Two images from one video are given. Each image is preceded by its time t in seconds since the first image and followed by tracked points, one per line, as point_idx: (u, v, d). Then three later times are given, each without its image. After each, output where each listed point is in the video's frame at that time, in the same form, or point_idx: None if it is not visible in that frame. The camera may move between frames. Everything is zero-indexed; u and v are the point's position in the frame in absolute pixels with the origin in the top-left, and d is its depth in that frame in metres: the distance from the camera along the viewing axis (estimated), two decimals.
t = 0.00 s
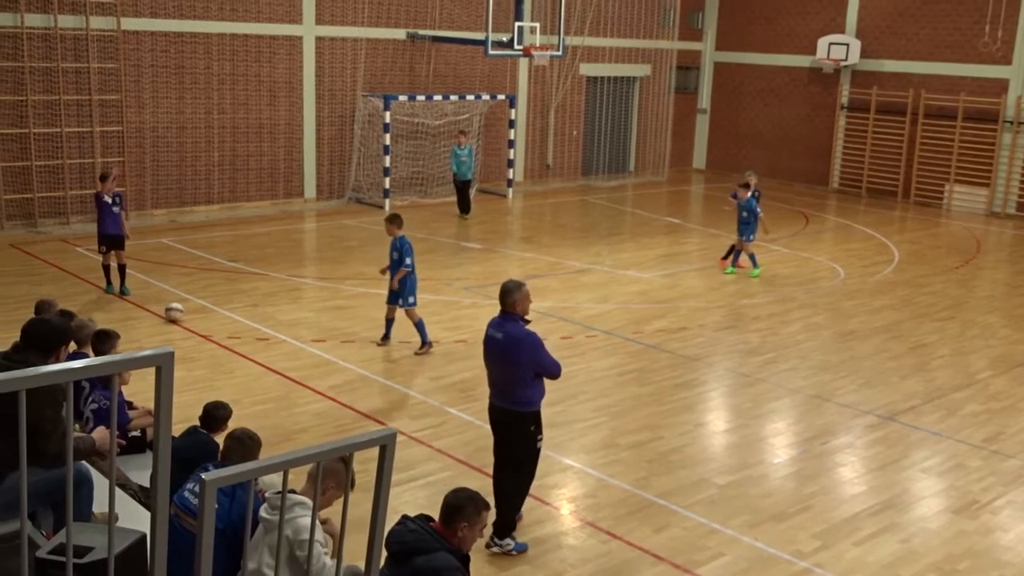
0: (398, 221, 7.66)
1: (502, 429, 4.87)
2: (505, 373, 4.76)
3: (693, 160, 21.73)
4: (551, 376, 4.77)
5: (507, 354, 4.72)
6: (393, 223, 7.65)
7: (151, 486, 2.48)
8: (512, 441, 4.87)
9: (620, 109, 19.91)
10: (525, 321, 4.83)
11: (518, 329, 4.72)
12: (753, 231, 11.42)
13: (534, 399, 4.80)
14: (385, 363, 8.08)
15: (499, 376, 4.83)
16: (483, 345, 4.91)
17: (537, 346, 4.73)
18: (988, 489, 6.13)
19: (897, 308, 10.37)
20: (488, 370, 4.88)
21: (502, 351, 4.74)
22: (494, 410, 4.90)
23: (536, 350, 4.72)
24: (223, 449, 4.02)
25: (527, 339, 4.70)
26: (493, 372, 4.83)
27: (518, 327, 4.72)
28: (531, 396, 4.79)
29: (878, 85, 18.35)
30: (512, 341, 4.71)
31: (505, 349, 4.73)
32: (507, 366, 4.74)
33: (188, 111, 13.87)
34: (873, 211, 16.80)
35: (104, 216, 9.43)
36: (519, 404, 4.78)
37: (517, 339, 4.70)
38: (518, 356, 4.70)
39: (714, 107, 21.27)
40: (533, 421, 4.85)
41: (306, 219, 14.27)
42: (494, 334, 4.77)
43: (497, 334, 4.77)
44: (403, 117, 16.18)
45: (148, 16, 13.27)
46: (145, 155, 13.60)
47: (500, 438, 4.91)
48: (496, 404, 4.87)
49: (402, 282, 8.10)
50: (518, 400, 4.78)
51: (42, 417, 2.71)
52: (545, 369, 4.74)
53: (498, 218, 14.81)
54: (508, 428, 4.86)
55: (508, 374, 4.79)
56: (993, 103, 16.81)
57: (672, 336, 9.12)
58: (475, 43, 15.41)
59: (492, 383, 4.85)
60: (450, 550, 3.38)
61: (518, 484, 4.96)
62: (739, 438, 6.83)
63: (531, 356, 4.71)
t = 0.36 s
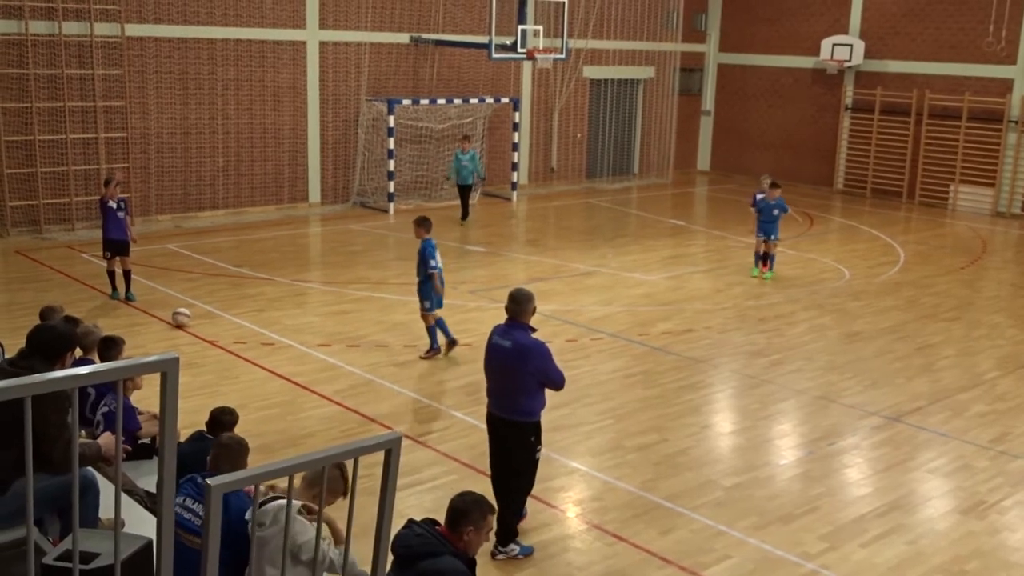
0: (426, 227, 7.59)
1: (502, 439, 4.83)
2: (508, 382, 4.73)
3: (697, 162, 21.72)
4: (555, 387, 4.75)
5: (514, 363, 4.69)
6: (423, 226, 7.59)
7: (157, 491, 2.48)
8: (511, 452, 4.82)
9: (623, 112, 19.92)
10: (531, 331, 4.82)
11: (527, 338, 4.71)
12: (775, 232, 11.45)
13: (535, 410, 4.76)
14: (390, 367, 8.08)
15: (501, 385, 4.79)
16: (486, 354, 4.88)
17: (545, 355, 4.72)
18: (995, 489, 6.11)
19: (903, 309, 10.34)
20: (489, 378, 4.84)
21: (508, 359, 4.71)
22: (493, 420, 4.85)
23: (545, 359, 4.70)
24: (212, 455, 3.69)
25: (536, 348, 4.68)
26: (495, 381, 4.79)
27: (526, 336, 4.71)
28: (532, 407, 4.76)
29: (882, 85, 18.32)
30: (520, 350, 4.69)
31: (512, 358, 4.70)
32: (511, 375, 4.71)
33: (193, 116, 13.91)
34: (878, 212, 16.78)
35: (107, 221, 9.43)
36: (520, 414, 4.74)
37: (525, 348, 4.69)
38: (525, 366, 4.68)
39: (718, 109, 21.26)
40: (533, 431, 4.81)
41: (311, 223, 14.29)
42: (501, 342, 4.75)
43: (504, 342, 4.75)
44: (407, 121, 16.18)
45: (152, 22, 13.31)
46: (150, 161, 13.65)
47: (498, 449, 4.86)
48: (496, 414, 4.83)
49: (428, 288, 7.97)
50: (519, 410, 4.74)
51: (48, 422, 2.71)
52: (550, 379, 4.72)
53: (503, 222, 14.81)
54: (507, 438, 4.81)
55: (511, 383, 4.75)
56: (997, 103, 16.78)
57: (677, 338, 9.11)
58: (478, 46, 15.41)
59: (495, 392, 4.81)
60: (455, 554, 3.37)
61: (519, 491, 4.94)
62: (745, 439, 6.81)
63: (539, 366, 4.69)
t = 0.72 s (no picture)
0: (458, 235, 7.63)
1: (501, 443, 4.79)
2: (508, 385, 4.70)
3: (699, 164, 21.72)
4: (554, 389, 4.76)
5: (516, 366, 4.67)
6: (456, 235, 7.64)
7: (161, 495, 2.49)
8: (510, 456, 4.79)
9: (625, 114, 19.92)
10: (526, 335, 4.82)
11: (526, 341, 4.70)
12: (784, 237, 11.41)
13: (534, 413, 4.74)
14: (393, 371, 8.08)
15: (498, 391, 4.74)
16: (482, 360, 4.83)
17: (545, 357, 4.73)
18: (1000, 490, 6.10)
19: (907, 310, 10.33)
20: (486, 383, 4.79)
21: (508, 363, 4.68)
22: (490, 425, 4.81)
23: (545, 362, 4.71)
24: (202, 461, 3.62)
25: (537, 351, 4.68)
26: (493, 385, 4.75)
27: (526, 338, 4.70)
28: (530, 410, 4.73)
29: (884, 86, 18.31)
30: (520, 353, 4.67)
31: (512, 361, 4.68)
32: (511, 378, 4.68)
33: (195, 122, 13.92)
34: (880, 212, 16.75)
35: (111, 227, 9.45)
36: (521, 418, 4.71)
37: (526, 350, 4.67)
38: (527, 369, 4.67)
39: (720, 111, 21.26)
40: (533, 435, 4.79)
41: (313, 228, 14.30)
42: (500, 347, 4.72)
43: (503, 346, 4.71)
44: (409, 125, 16.20)
45: (154, 28, 13.34)
46: (152, 167, 13.66)
47: (498, 454, 4.82)
48: (494, 419, 4.78)
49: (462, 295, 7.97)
50: (519, 413, 4.71)
51: (54, 430, 2.72)
52: (550, 382, 4.73)
53: (505, 225, 14.81)
54: (506, 443, 4.78)
55: (510, 388, 4.72)
56: (999, 103, 16.77)
57: (681, 340, 9.11)
58: (479, 50, 15.41)
59: (493, 397, 4.75)
60: (459, 558, 3.36)
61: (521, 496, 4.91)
62: (749, 441, 6.81)
63: (541, 367, 4.69)
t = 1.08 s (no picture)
0: (486, 240, 7.49)
1: (492, 444, 4.75)
2: (497, 386, 4.65)
3: (699, 167, 21.72)
4: (540, 388, 4.74)
5: (505, 366, 4.62)
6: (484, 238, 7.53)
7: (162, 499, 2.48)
8: (502, 458, 4.75)
9: (625, 117, 19.93)
10: (510, 334, 4.78)
11: (512, 340, 4.66)
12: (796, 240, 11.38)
13: (523, 411, 4.72)
14: (394, 374, 8.08)
15: (486, 391, 4.69)
16: (467, 361, 4.77)
17: (531, 356, 4.69)
18: (1001, 493, 6.09)
19: (907, 313, 10.32)
20: (473, 385, 4.73)
21: (496, 363, 4.64)
22: (479, 426, 4.76)
23: (531, 360, 4.68)
24: (206, 464, 3.61)
25: (525, 350, 4.65)
26: (480, 386, 4.69)
27: (512, 338, 4.66)
28: (520, 409, 4.70)
29: (884, 89, 18.31)
30: (508, 353, 4.63)
31: (500, 362, 4.63)
32: (500, 379, 4.63)
33: (196, 126, 13.93)
34: (881, 215, 16.75)
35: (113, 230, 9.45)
36: (511, 417, 4.68)
37: (513, 350, 4.63)
38: (515, 368, 4.63)
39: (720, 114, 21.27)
40: (524, 434, 4.76)
41: (314, 232, 14.30)
42: (486, 347, 4.66)
43: (488, 346, 4.66)
44: (409, 128, 16.21)
45: (155, 32, 13.35)
46: (153, 170, 13.67)
47: (488, 454, 4.78)
48: (484, 419, 4.73)
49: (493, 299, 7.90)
50: (509, 413, 4.68)
51: (54, 434, 2.71)
52: (537, 380, 4.71)
53: (505, 228, 14.82)
54: (496, 443, 4.74)
55: (498, 387, 4.67)
56: (1000, 105, 16.79)
57: (681, 343, 9.11)
58: (479, 54, 15.42)
59: (481, 397, 4.70)
60: (461, 562, 3.36)
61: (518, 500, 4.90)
62: (750, 444, 6.80)
63: (528, 366, 4.66)
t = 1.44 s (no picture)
0: (506, 250, 7.27)
1: (485, 446, 4.72)
2: (491, 385, 4.63)
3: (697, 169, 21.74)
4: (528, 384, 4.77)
5: (499, 364, 4.62)
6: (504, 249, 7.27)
7: (159, 502, 2.48)
8: (496, 457, 4.72)
9: (623, 119, 19.95)
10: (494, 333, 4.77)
11: (501, 339, 4.67)
12: (800, 240, 11.36)
13: (514, 410, 4.72)
14: (392, 377, 8.08)
15: (477, 391, 4.65)
16: (453, 363, 4.70)
17: (520, 352, 4.72)
18: (999, 494, 6.10)
19: (906, 314, 10.33)
20: (462, 386, 4.68)
21: (489, 362, 4.62)
22: (469, 427, 4.71)
23: (521, 357, 4.71)
24: (222, 463, 3.62)
25: (515, 347, 4.68)
26: (472, 386, 4.65)
27: (501, 336, 4.67)
28: (511, 407, 4.71)
29: (881, 90, 18.33)
30: (500, 351, 4.63)
31: (494, 361, 4.62)
32: (494, 377, 4.63)
33: (193, 128, 13.93)
34: (879, 217, 16.76)
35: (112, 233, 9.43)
36: (504, 416, 4.67)
37: (504, 347, 4.65)
38: (508, 365, 4.65)
39: (718, 116, 21.28)
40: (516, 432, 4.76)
41: (312, 234, 14.30)
42: (476, 348, 4.63)
43: (479, 346, 4.63)
44: (407, 131, 16.23)
45: (152, 35, 13.36)
46: (151, 173, 13.67)
47: (479, 455, 4.75)
48: (476, 420, 4.69)
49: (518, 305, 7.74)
50: (503, 412, 4.67)
51: (51, 437, 2.71)
52: (527, 377, 4.74)
53: (503, 230, 14.82)
54: (488, 443, 4.71)
55: (490, 386, 4.65)
56: (997, 107, 16.82)
57: (679, 345, 9.11)
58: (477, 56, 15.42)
59: (472, 399, 4.67)
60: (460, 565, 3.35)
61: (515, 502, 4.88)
62: (748, 446, 6.81)
63: (519, 363, 4.69)
